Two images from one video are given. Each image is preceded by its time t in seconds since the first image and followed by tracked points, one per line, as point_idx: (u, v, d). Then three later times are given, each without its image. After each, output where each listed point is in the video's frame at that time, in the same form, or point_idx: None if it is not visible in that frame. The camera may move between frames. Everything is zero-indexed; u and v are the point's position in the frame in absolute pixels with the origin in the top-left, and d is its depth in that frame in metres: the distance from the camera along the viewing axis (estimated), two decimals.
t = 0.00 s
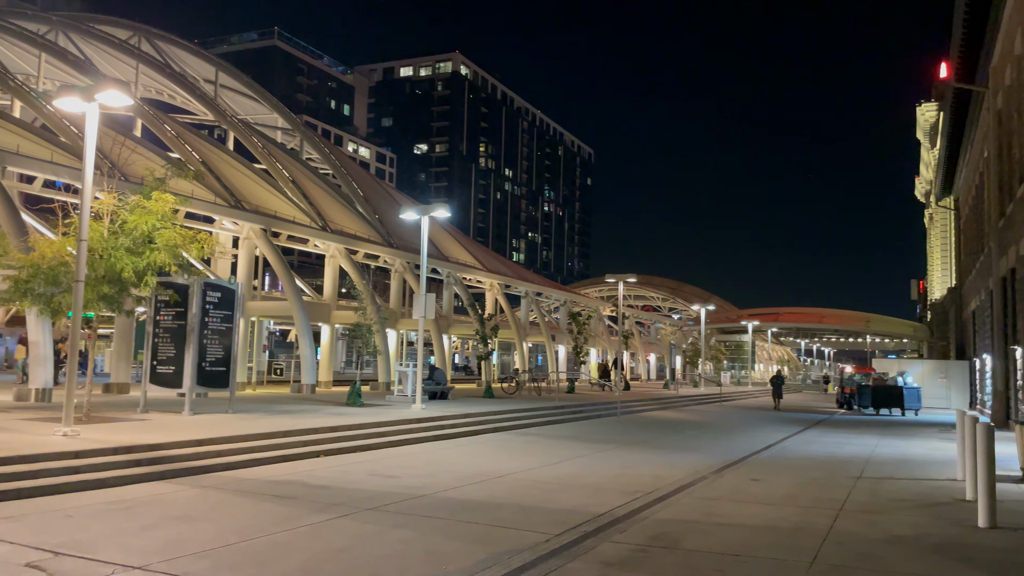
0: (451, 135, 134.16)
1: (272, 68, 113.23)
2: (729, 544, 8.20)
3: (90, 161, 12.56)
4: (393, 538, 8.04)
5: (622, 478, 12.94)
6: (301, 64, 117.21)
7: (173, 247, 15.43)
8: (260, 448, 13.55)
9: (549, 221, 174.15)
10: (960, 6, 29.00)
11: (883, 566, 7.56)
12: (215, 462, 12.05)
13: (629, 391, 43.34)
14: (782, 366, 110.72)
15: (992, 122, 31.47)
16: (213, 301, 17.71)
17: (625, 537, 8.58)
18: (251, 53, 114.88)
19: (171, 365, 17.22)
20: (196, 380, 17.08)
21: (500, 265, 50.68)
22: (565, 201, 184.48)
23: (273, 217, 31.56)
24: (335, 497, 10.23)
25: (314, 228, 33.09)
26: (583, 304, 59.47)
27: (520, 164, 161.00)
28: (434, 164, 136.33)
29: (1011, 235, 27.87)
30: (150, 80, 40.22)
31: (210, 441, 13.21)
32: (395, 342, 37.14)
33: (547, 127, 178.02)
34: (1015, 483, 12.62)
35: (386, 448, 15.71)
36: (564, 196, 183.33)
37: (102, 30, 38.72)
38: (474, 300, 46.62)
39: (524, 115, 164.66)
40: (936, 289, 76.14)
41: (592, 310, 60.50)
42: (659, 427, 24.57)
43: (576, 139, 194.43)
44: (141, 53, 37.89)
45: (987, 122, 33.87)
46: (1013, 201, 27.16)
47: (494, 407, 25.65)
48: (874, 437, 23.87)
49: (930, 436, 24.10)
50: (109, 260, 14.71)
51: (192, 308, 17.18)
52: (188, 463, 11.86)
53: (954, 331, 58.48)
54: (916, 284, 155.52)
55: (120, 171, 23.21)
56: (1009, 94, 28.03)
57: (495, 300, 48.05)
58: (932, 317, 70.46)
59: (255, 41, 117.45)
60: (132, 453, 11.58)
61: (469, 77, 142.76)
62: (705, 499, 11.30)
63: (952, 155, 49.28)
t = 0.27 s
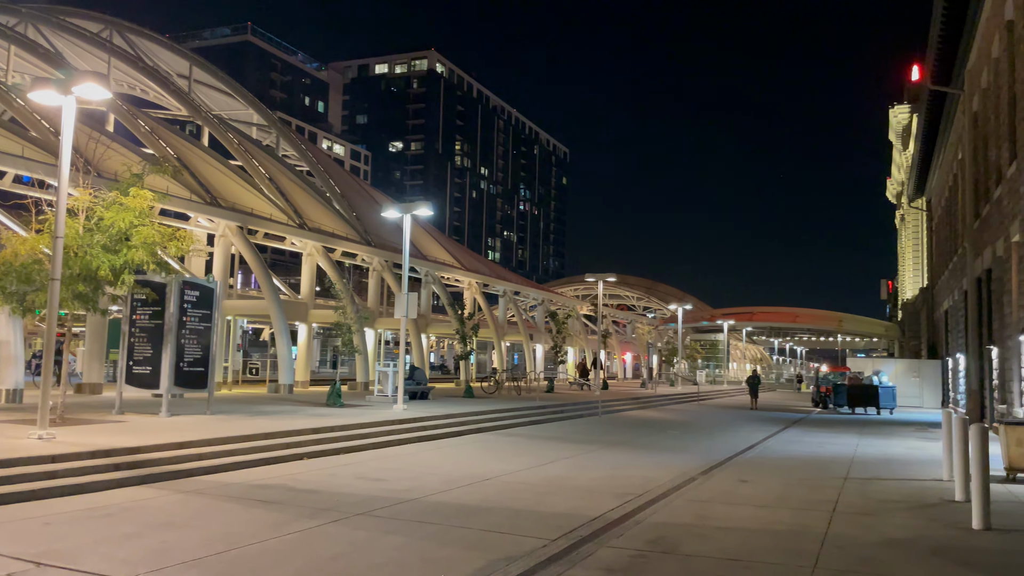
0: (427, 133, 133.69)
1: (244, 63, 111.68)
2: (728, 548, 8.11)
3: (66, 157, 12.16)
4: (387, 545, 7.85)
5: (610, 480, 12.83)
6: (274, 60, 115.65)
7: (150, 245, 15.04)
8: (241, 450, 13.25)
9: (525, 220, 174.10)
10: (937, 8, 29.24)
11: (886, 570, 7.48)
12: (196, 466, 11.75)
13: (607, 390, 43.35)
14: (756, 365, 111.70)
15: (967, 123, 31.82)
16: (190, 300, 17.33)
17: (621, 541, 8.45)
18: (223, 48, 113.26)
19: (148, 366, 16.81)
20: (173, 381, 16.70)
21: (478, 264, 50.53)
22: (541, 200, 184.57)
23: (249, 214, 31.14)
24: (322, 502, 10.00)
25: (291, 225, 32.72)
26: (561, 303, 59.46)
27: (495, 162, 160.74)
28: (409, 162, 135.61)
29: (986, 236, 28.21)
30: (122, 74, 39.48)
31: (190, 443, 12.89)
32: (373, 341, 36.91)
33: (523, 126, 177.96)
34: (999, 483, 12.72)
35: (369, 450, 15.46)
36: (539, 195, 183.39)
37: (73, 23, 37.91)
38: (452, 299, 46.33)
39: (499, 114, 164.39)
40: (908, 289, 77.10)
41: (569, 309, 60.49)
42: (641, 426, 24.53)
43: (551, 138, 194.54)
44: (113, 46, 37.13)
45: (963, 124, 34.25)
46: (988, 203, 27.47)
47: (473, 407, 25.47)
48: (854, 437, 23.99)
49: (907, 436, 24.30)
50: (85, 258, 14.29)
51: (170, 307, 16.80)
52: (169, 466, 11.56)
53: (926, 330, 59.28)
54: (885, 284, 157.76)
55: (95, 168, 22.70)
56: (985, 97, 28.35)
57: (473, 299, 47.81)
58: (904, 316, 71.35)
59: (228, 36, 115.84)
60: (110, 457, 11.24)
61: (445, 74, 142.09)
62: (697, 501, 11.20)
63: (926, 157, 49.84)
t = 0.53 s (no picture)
0: (405, 130, 133.07)
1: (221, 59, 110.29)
2: (737, 546, 8.00)
3: (51, 149, 11.84)
4: (391, 545, 7.69)
5: (606, 477, 12.73)
6: (251, 56, 114.35)
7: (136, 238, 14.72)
8: (230, 449, 12.99)
9: (503, 219, 173.95)
10: (922, 8, 29.43)
11: (897, 567, 7.43)
12: (186, 465, 11.47)
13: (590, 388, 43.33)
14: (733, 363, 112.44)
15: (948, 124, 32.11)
16: (175, 296, 16.98)
17: (627, 540, 8.34)
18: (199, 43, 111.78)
19: (131, 363, 16.46)
20: (158, 379, 16.37)
21: (460, 262, 50.37)
22: (520, 198, 184.58)
23: (230, 209, 30.74)
24: (318, 501, 9.80)
25: (272, 221, 32.34)
26: (542, 301, 59.41)
27: (474, 160, 160.36)
28: (388, 160, 134.85)
29: (967, 235, 28.46)
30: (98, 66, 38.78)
31: (178, 442, 12.60)
32: (356, 339, 36.62)
33: (501, 124, 177.82)
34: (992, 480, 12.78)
35: (360, 449, 15.25)
36: (518, 194, 183.39)
37: (48, 13, 37.14)
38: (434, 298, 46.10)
39: (478, 112, 164.08)
40: (884, 288, 77.88)
41: (550, 307, 60.46)
42: (628, 425, 24.47)
43: (530, 137, 194.53)
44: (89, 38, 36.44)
45: (944, 124, 34.60)
46: (970, 203, 27.72)
47: (459, 405, 25.29)
48: (839, 434, 24.11)
49: (892, 434, 24.43)
50: (70, 252, 13.96)
51: (154, 303, 16.44)
52: (158, 465, 11.30)
53: (903, 329, 59.90)
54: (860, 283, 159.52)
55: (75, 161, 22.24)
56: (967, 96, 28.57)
57: (456, 297, 47.61)
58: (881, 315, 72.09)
59: (204, 31, 114.35)
60: (98, 456, 10.94)
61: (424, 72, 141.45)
62: (696, 499, 11.12)
63: (905, 157, 50.29)
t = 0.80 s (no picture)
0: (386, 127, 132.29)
1: (199, 54, 108.84)
2: (749, 550, 7.93)
3: (40, 143, 11.53)
4: (402, 551, 7.53)
5: (606, 479, 12.64)
6: (230, 51, 112.95)
7: (126, 235, 14.43)
8: (224, 451, 12.74)
9: (484, 217, 173.70)
10: (909, 9, 29.57)
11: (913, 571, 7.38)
12: (180, 469, 11.23)
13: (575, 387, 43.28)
14: (713, 361, 113.03)
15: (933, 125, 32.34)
16: (164, 295, 16.65)
17: (639, 544, 8.24)
18: (177, 38, 110.24)
19: (119, 364, 16.12)
20: (146, 380, 16.06)
21: (445, 260, 50.16)
22: (500, 196, 184.41)
23: (213, 206, 30.31)
24: (320, 505, 9.62)
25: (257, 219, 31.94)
26: (526, 300, 59.29)
27: (455, 158, 159.87)
28: (368, 157, 133.96)
29: (952, 236, 28.70)
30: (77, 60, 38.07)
31: (171, 444, 12.33)
32: (341, 339, 36.34)
33: (482, 122, 177.50)
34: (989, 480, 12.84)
35: (354, 450, 15.04)
36: (499, 192, 183.19)
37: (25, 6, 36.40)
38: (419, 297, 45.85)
39: (459, 110, 163.61)
40: (864, 287, 78.55)
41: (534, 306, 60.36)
42: (618, 424, 24.40)
43: (511, 135, 194.38)
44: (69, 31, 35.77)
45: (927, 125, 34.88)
46: (955, 203, 27.94)
47: (448, 404, 25.11)
48: (829, 433, 24.19)
49: (880, 434, 24.55)
50: (57, 250, 13.66)
51: (143, 302, 16.12)
52: (152, 469, 11.05)
53: (883, 328, 60.47)
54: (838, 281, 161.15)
55: (58, 157, 21.80)
56: (953, 97, 28.77)
57: (440, 295, 47.38)
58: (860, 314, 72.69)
59: (182, 25, 112.80)
60: (90, 459, 10.66)
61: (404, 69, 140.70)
62: (700, 501, 11.04)
63: (887, 157, 50.66)
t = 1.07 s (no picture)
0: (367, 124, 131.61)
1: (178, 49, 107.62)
2: (763, 549, 7.86)
3: (31, 135, 11.26)
4: (413, 553, 7.38)
5: (606, 477, 12.55)
6: (210, 46, 111.77)
7: (117, 232, 14.15)
8: (219, 450, 12.51)
9: (466, 215, 173.41)
10: (896, 9, 29.80)
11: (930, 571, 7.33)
12: (176, 468, 11.00)
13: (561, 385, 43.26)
14: (695, 359, 113.57)
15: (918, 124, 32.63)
16: (153, 292, 16.39)
17: (652, 544, 8.13)
18: (156, 33, 108.93)
19: (106, 361, 15.81)
20: (135, 378, 15.77)
21: (430, 258, 49.98)
22: (482, 194, 184.19)
23: (198, 202, 29.95)
24: (323, 505, 9.44)
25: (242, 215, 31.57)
26: (511, 298, 59.21)
27: (437, 155, 159.41)
28: (349, 154, 133.15)
29: (938, 235, 28.92)
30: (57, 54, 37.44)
31: (165, 443, 12.09)
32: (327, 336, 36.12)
33: (464, 120, 177.20)
34: (986, 476, 12.91)
35: (349, 449, 14.85)
36: (481, 190, 182.94)
37: None
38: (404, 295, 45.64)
39: (441, 107, 163.19)
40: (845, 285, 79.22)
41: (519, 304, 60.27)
42: (609, 422, 24.36)
43: (493, 133, 194.16)
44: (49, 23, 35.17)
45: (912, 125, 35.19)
46: (941, 203, 28.17)
47: (438, 403, 24.96)
48: (818, 431, 24.29)
49: (868, 431, 24.70)
50: (46, 246, 13.36)
51: (131, 299, 15.84)
52: (146, 468, 10.81)
53: (864, 326, 61.00)
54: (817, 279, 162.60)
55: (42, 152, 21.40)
56: (939, 97, 29.03)
57: (426, 294, 47.18)
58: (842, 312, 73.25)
59: (161, 20, 111.48)
60: (84, 459, 10.41)
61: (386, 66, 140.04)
62: (705, 500, 10.97)
63: (870, 157, 51.06)
